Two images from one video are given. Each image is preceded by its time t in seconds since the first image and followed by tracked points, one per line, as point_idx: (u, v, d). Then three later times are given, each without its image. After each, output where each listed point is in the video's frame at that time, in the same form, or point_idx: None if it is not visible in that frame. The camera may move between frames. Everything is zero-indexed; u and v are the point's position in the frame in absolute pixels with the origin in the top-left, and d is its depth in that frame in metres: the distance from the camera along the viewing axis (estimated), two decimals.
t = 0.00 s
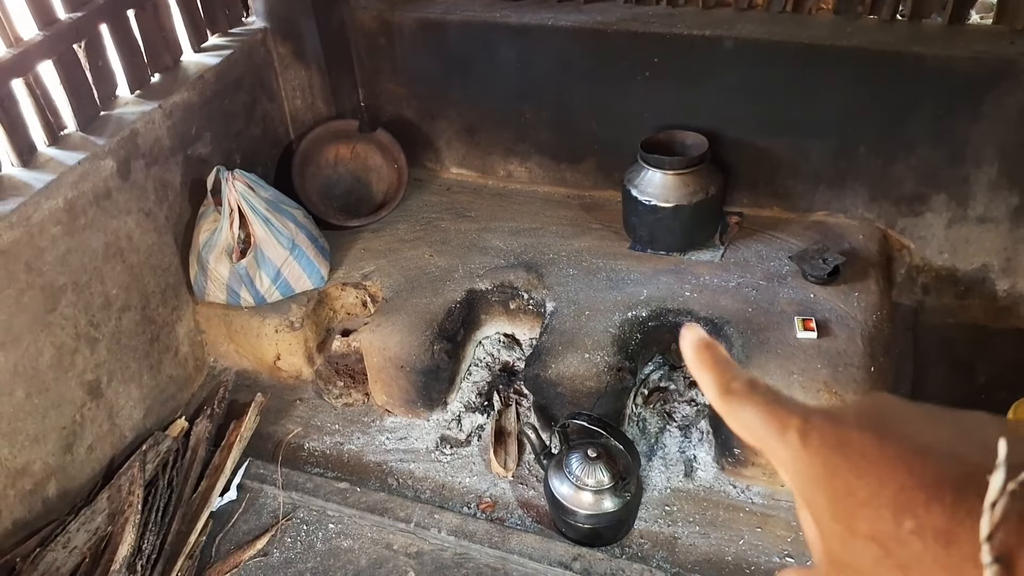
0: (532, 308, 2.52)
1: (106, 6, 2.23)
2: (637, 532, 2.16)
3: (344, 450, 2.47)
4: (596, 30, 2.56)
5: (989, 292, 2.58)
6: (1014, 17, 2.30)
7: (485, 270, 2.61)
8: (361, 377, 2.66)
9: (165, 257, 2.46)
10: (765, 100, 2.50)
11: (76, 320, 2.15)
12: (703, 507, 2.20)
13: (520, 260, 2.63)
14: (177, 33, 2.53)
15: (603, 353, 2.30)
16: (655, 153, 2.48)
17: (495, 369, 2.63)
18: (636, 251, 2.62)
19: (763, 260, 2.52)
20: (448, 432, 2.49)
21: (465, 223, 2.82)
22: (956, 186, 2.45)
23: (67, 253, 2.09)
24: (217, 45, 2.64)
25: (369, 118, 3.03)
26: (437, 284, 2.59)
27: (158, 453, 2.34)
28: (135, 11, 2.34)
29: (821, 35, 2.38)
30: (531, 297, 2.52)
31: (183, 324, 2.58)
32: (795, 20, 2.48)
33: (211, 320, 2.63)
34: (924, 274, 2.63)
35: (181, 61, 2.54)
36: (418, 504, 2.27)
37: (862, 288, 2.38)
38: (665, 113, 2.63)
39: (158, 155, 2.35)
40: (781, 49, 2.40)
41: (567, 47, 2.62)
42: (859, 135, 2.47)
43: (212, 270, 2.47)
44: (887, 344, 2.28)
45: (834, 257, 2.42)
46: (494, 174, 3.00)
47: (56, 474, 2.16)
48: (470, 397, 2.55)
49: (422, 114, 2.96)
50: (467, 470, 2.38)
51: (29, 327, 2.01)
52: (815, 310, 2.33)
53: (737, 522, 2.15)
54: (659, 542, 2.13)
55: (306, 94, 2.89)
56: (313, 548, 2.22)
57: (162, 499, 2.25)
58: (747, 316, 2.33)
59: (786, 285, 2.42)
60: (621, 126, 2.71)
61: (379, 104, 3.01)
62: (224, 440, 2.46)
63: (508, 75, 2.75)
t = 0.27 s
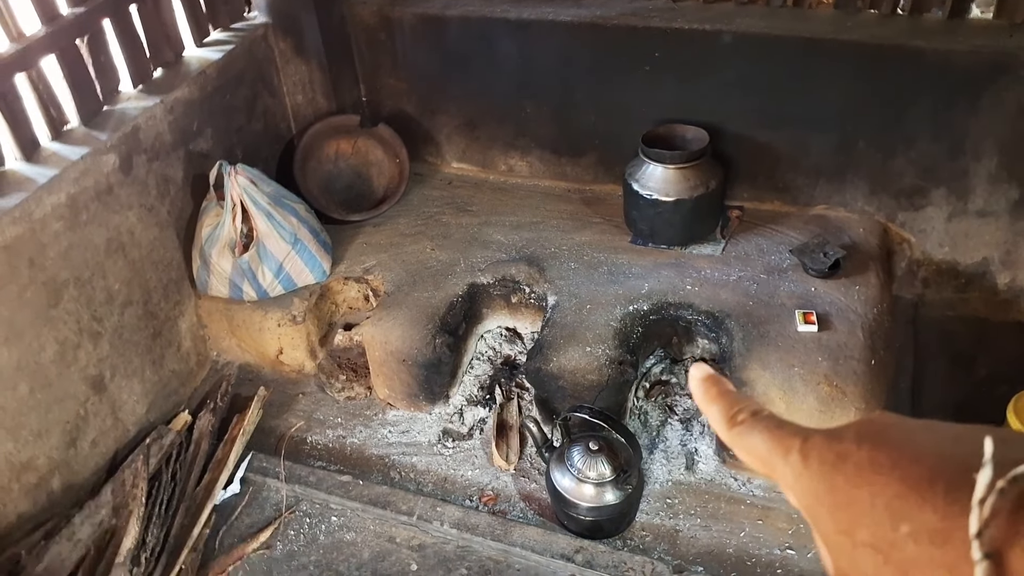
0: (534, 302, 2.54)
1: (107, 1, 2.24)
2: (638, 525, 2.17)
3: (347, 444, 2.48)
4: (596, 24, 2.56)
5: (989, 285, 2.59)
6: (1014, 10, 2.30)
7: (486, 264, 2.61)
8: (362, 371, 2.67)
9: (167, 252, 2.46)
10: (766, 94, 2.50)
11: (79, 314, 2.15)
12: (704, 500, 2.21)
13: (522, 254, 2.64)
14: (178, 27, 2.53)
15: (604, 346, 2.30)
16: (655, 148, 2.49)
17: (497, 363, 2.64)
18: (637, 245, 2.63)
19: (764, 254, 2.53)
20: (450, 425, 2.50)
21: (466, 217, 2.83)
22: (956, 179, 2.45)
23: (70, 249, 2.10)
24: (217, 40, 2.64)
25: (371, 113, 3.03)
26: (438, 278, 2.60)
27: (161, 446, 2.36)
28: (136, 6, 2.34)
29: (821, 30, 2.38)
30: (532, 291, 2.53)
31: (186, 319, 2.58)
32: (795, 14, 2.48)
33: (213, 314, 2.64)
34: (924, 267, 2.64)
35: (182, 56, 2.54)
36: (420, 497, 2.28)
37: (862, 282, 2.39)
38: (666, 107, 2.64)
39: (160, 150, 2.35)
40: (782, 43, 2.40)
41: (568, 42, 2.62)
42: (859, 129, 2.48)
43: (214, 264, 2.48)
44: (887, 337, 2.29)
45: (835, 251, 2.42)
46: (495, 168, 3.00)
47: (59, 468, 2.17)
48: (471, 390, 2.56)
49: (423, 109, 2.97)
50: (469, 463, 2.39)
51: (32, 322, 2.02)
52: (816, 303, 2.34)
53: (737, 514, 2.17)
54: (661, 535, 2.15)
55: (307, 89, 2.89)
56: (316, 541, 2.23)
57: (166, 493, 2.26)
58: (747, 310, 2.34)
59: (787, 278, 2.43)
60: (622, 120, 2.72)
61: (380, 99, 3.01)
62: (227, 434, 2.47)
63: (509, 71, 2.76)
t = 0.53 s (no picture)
0: (539, 296, 2.54)
1: None
2: (643, 518, 2.18)
3: (352, 437, 2.49)
4: (601, 18, 2.56)
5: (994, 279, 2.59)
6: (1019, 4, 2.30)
7: (492, 259, 2.62)
8: (367, 365, 2.68)
9: (174, 246, 2.47)
10: (771, 88, 2.50)
11: (86, 308, 2.16)
12: (710, 493, 2.21)
13: (527, 248, 2.64)
14: (184, 22, 2.53)
15: (609, 340, 2.31)
16: (661, 142, 2.48)
17: (502, 357, 2.64)
18: (642, 239, 2.63)
19: (769, 248, 2.53)
20: (455, 419, 2.50)
21: (471, 212, 2.83)
22: (961, 173, 2.45)
23: (77, 242, 2.11)
24: (223, 35, 2.65)
25: (375, 108, 3.04)
26: (444, 272, 2.60)
27: (167, 440, 2.35)
28: None
29: (827, 23, 2.38)
30: (538, 285, 2.54)
31: (192, 313, 2.59)
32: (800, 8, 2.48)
33: (219, 308, 2.65)
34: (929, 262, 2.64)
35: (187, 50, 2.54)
36: (425, 490, 2.28)
37: (868, 275, 2.39)
38: (671, 102, 2.63)
39: (166, 144, 2.36)
40: (787, 37, 2.40)
41: (573, 36, 2.62)
42: (864, 123, 2.47)
43: (220, 259, 2.49)
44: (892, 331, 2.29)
45: (840, 245, 2.42)
46: (500, 163, 3.00)
47: (67, 460, 2.18)
48: (476, 384, 2.56)
49: (428, 103, 2.97)
50: (474, 457, 2.39)
51: (39, 314, 2.03)
52: (821, 297, 2.34)
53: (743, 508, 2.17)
54: (666, 528, 2.15)
55: (312, 84, 2.89)
56: (322, 534, 2.24)
57: (173, 486, 2.26)
58: (753, 304, 2.34)
59: (792, 272, 2.43)
60: (626, 114, 2.72)
61: (385, 94, 3.01)
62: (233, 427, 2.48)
63: (513, 65, 2.76)
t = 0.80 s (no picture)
0: (544, 290, 2.53)
1: None
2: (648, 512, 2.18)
3: (356, 431, 2.49)
4: (606, 13, 2.56)
5: (999, 275, 2.59)
6: None
7: (496, 253, 2.62)
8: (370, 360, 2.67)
9: (178, 240, 2.47)
10: (776, 83, 2.50)
11: (91, 300, 2.16)
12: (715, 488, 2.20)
13: (531, 243, 2.64)
14: (189, 15, 2.53)
15: (614, 334, 2.31)
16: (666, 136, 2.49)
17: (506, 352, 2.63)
18: (648, 234, 2.62)
19: (773, 243, 2.53)
20: (459, 413, 2.50)
21: (475, 207, 2.83)
22: (966, 169, 2.45)
23: (83, 235, 2.11)
24: (228, 29, 2.65)
25: (379, 103, 3.03)
26: (448, 267, 2.60)
27: (172, 433, 2.36)
28: None
29: (833, 18, 2.38)
30: (542, 279, 2.53)
31: (196, 307, 2.59)
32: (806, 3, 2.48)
33: (223, 302, 2.64)
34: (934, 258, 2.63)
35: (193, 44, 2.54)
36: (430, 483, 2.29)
37: (873, 271, 2.39)
38: (676, 97, 2.63)
39: (171, 137, 2.36)
40: (792, 32, 2.40)
41: (577, 31, 2.62)
42: (869, 118, 2.47)
43: (225, 252, 2.49)
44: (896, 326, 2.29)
45: (845, 240, 2.42)
46: (504, 158, 3.00)
47: (72, 452, 2.18)
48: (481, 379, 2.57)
49: (432, 98, 2.97)
50: (479, 451, 2.40)
51: (45, 307, 2.03)
52: (826, 292, 2.34)
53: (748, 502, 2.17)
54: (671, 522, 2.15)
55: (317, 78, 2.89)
56: (326, 527, 2.24)
57: (177, 479, 2.27)
58: (758, 299, 2.34)
59: (797, 267, 2.43)
60: (631, 110, 2.72)
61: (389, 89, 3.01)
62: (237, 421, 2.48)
63: (518, 60, 2.76)
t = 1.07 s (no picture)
0: (548, 289, 2.55)
1: None
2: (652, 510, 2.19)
3: (361, 429, 2.50)
4: (610, 12, 2.56)
5: (1004, 274, 2.59)
6: None
7: (501, 252, 2.62)
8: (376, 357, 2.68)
9: (184, 238, 2.48)
10: (780, 82, 2.50)
11: (98, 299, 2.17)
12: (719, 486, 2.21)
13: (536, 241, 2.64)
14: (194, 14, 2.54)
15: (619, 332, 2.31)
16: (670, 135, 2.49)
17: (510, 350, 2.63)
18: (652, 232, 2.63)
19: (778, 242, 2.53)
20: (464, 411, 2.51)
21: (479, 205, 2.83)
22: (970, 167, 2.45)
23: (90, 233, 2.12)
24: (233, 28, 2.65)
25: (383, 101, 3.03)
26: (452, 265, 2.61)
27: (178, 430, 2.37)
28: None
29: (837, 17, 2.38)
30: (547, 278, 2.54)
31: (202, 305, 2.60)
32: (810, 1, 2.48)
33: (228, 300, 2.65)
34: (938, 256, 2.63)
35: (198, 43, 2.55)
36: (435, 482, 2.30)
37: (877, 269, 2.39)
38: (680, 95, 2.64)
39: (177, 136, 2.36)
40: (797, 30, 2.40)
41: (581, 29, 2.62)
42: (874, 116, 2.47)
43: (231, 251, 2.50)
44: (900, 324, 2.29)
45: (849, 238, 2.42)
46: (509, 156, 3.00)
47: (79, 450, 2.19)
48: (485, 376, 2.56)
49: (436, 97, 2.97)
50: (483, 449, 2.40)
51: (53, 305, 2.04)
52: (830, 291, 2.34)
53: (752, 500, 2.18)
54: (675, 520, 2.16)
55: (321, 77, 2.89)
56: (332, 524, 2.25)
57: (184, 476, 2.28)
58: (762, 297, 2.34)
59: (801, 266, 2.43)
60: (635, 108, 2.72)
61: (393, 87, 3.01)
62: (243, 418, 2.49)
63: (522, 58, 2.76)
